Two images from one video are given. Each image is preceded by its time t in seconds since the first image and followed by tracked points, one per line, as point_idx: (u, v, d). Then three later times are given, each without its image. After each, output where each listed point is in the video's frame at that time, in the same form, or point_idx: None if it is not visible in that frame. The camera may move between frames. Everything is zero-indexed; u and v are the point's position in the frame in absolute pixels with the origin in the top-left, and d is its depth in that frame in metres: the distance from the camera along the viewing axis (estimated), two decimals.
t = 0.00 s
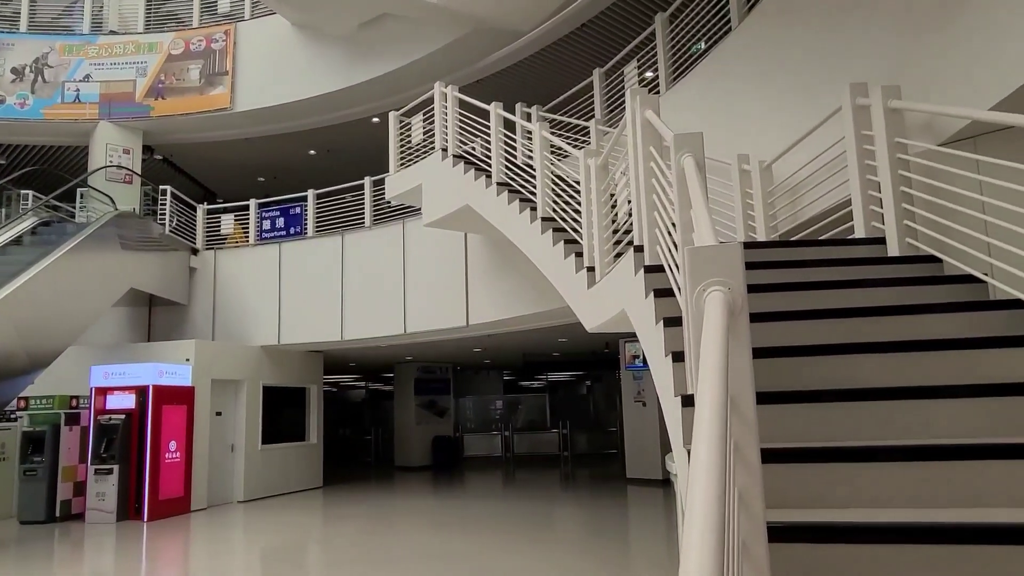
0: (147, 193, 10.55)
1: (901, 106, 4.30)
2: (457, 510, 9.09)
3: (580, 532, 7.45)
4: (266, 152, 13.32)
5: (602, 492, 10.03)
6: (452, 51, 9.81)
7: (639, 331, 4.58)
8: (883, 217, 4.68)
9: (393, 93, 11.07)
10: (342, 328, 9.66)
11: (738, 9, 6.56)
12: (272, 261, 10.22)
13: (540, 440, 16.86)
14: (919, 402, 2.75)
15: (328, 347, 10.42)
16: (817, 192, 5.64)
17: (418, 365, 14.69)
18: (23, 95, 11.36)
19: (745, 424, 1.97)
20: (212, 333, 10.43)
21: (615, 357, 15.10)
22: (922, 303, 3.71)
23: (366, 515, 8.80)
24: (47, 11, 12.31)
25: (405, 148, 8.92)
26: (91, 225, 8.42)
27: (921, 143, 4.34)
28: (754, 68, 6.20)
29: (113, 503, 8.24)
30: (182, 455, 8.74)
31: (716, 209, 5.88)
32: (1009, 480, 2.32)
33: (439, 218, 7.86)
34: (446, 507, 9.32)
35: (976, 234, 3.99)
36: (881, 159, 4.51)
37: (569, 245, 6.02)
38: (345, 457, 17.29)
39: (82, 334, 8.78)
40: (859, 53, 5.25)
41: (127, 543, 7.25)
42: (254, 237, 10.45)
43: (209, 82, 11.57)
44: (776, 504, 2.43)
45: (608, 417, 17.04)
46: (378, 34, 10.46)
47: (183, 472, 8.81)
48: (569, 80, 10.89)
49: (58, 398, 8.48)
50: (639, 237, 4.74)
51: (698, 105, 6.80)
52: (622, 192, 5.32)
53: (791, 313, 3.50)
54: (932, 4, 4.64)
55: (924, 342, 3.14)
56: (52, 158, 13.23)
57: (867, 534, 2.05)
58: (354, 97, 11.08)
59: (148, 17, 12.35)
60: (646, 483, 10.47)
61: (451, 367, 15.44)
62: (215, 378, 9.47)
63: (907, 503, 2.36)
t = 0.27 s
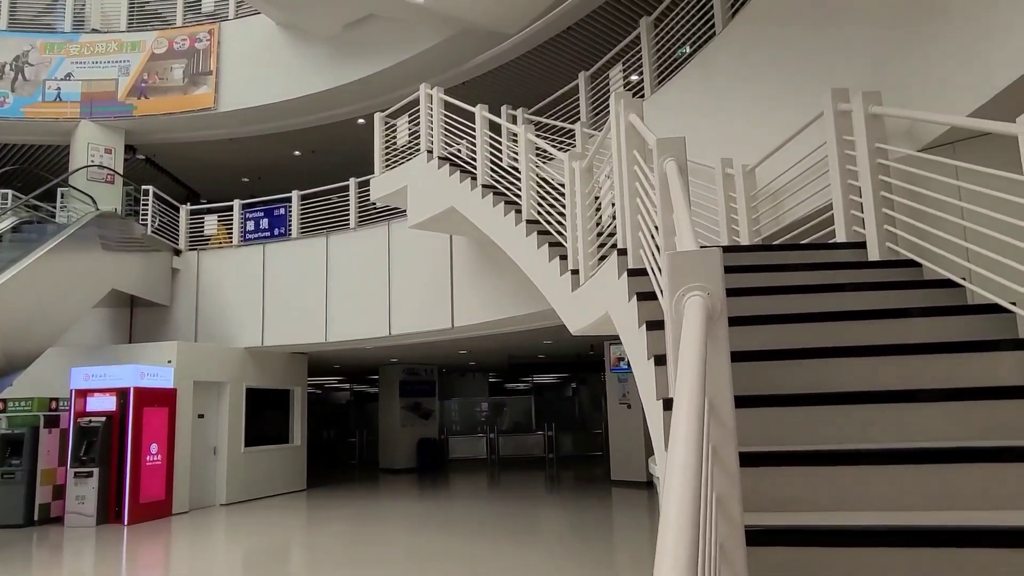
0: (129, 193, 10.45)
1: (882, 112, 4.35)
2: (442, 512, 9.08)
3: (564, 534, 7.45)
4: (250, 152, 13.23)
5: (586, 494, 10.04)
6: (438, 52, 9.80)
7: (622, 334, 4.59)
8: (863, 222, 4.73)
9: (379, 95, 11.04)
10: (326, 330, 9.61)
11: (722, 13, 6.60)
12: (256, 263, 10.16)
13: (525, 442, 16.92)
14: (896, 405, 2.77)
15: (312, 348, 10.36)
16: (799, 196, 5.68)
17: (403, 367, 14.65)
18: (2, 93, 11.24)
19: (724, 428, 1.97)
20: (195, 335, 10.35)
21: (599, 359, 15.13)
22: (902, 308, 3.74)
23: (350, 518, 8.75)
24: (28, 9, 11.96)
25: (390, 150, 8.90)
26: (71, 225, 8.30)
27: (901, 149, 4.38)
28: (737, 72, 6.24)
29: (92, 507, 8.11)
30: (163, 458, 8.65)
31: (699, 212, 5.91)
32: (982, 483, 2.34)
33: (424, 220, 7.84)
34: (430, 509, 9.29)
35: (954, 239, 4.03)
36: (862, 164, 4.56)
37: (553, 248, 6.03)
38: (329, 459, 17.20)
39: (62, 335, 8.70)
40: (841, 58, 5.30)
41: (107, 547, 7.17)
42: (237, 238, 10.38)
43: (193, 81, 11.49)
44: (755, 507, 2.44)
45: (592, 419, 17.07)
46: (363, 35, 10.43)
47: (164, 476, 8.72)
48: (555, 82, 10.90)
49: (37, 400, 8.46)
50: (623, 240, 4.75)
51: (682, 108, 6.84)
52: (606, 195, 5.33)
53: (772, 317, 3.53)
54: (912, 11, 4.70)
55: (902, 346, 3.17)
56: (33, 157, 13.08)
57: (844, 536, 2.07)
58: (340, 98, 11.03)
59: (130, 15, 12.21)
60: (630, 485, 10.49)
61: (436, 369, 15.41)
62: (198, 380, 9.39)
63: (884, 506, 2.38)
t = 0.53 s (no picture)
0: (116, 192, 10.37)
1: (869, 115, 4.38)
2: (431, 513, 9.05)
3: (553, 536, 7.44)
4: (238, 152, 13.16)
5: (576, 495, 10.04)
6: (428, 53, 9.79)
7: (610, 336, 4.60)
8: (851, 224, 4.76)
9: (368, 95, 11.02)
10: (315, 331, 9.57)
11: (711, 16, 6.63)
12: (244, 263, 10.11)
13: (514, 443, 16.87)
14: (881, 408, 2.79)
15: (300, 349, 10.32)
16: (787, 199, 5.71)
17: (392, 368, 14.62)
18: None
19: (710, 430, 1.98)
20: (182, 335, 10.28)
21: (588, 360, 15.15)
22: (888, 310, 3.77)
23: (339, 519, 8.72)
24: (12, 7, 11.96)
25: (379, 151, 8.88)
26: (57, 225, 8.23)
27: (888, 152, 4.41)
28: (726, 75, 6.26)
29: (78, 508, 8.03)
30: (149, 459, 8.58)
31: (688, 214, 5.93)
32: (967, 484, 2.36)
33: (414, 220, 7.83)
34: (419, 511, 9.26)
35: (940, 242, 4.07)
36: (849, 167, 4.59)
37: (543, 249, 6.03)
38: (317, 460, 17.13)
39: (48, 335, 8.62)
40: (828, 62, 5.33)
41: (93, 549, 7.11)
42: (225, 238, 10.32)
43: (181, 80, 11.42)
44: (742, 509, 2.45)
45: (582, 420, 17.09)
46: (353, 35, 10.40)
47: (151, 477, 8.64)
48: (545, 84, 10.92)
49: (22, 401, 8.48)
50: (612, 242, 4.76)
51: (671, 110, 6.86)
52: (595, 197, 5.34)
53: (760, 319, 3.54)
54: (899, 15, 4.74)
55: (888, 348, 3.19)
56: (18, 156, 12.95)
57: (830, 538, 2.08)
58: (329, 97, 11.00)
59: (118, 13, 12.15)
60: (618, 486, 10.50)
61: (426, 370, 15.38)
62: (185, 380, 9.33)
63: (870, 507, 2.40)
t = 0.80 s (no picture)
0: (106, 192, 10.31)
1: (858, 121, 4.42)
2: (421, 516, 9.03)
3: (543, 538, 7.44)
4: (230, 152, 13.11)
5: (566, 497, 10.05)
6: (421, 55, 9.79)
7: (602, 339, 4.61)
8: (840, 229, 4.79)
9: (361, 96, 11.00)
10: (306, 332, 9.55)
11: (703, 20, 6.66)
12: (235, 264, 10.07)
13: (505, 445, 16.96)
14: (869, 412, 2.82)
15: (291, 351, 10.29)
16: (778, 203, 5.74)
17: (383, 370, 14.59)
18: None
19: (700, 434, 1.99)
20: (172, 336, 10.23)
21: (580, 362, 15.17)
22: (877, 315, 3.79)
23: (329, 521, 8.69)
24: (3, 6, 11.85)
25: (371, 152, 8.87)
26: (46, 225, 8.20)
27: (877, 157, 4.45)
28: (718, 79, 6.29)
29: (66, 510, 7.99)
30: (138, 461, 8.54)
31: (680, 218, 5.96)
32: (954, 488, 2.38)
33: (406, 222, 7.83)
34: (410, 513, 9.24)
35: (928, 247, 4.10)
36: (839, 172, 4.62)
37: (534, 252, 6.04)
38: (308, 461, 17.07)
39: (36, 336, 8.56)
40: (819, 67, 5.37)
41: (81, 551, 7.06)
42: (216, 239, 10.27)
43: (172, 80, 11.37)
44: (732, 512, 2.46)
45: (572, 421, 17.09)
46: (345, 36, 10.39)
47: (140, 479, 8.60)
48: (538, 86, 10.93)
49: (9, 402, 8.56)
50: (604, 245, 4.78)
51: (663, 114, 6.89)
52: (587, 200, 5.36)
53: (750, 323, 3.56)
54: (888, 21, 4.78)
55: (877, 353, 3.22)
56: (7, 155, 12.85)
57: (819, 542, 2.09)
58: (321, 98, 10.98)
59: (109, 12, 12.09)
60: (609, 488, 10.51)
61: (417, 372, 15.36)
62: (175, 382, 9.28)
63: (859, 511, 2.41)
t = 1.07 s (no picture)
0: (96, 193, 10.25)
1: (848, 126, 4.44)
2: (413, 519, 9.01)
3: (534, 541, 7.44)
4: (222, 154, 13.07)
5: (558, 500, 10.05)
6: (414, 57, 9.79)
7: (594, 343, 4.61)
8: (831, 234, 4.81)
9: (354, 98, 10.98)
10: (297, 335, 9.52)
11: (695, 25, 6.68)
12: (226, 265, 10.04)
13: (497, 448, 17.00)
14: (857, 417, 2.83)
15: (283, 353, 10.25)
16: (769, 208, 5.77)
17: (375, 372, 14.57)
18: None
19: (690, 441, 1.99)
20: (163, 338, 10.19)
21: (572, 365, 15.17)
22: (866, 320, 3.81)
23: (320, 525, 8.65)
24: None
25: (364, 155, 8.86)
26: (36, 225, 8.14)
27: (867, 163, 4.47)
28: (709, 84, 6.32)
29: (54, 513, 7.93)
30: (128, 464, 8.49)
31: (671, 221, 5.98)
32: (942, 493, 2.39)
33: (398, 224, 7.82)
34: (401, 516, 9.22)
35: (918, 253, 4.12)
36: (829, 177, 4.64)
37: (526, 255, 6.05)
38: (299, 464, 17.02)
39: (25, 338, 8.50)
40: (809, 73, 5.40)
41: (69, 555, 7.01)
42: (208, 241, 10.23)
43: (164, 81, 11.33)
44: (721, 517, 2.47)
45: (565, 424, 17.10)
46: (338, 38, 10.37)
47: (130, 481, 8.56)
48: (531, 89, 10.94)
49: None
50: (596, 249, 4.78)
51: (656, 118, 6.91)
52: (579, 203, 5.36)
53: (740, 328, 3.57)
54: (878, 27, 4.80)
55: (865, 358, 3.23)
56: None
57: (808, 547, 2.10)
58: (314, 100, 10.96)
59: (101, 13, 12.04)
60: (601, 492, 10.52)
61: (409, 374, 15.34)
62: (166, 384, 9.24)
63: (846, 516, 2.43)
